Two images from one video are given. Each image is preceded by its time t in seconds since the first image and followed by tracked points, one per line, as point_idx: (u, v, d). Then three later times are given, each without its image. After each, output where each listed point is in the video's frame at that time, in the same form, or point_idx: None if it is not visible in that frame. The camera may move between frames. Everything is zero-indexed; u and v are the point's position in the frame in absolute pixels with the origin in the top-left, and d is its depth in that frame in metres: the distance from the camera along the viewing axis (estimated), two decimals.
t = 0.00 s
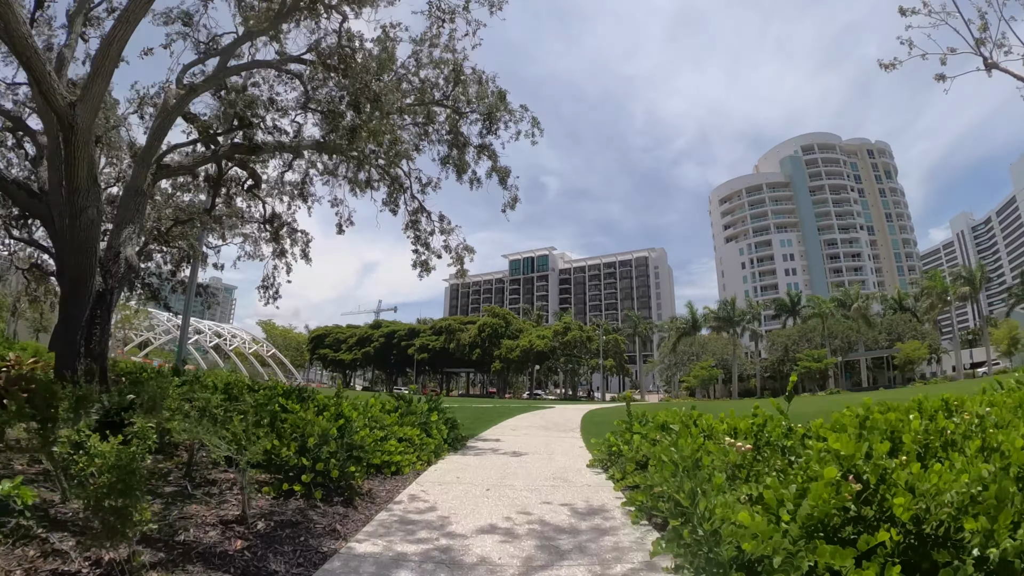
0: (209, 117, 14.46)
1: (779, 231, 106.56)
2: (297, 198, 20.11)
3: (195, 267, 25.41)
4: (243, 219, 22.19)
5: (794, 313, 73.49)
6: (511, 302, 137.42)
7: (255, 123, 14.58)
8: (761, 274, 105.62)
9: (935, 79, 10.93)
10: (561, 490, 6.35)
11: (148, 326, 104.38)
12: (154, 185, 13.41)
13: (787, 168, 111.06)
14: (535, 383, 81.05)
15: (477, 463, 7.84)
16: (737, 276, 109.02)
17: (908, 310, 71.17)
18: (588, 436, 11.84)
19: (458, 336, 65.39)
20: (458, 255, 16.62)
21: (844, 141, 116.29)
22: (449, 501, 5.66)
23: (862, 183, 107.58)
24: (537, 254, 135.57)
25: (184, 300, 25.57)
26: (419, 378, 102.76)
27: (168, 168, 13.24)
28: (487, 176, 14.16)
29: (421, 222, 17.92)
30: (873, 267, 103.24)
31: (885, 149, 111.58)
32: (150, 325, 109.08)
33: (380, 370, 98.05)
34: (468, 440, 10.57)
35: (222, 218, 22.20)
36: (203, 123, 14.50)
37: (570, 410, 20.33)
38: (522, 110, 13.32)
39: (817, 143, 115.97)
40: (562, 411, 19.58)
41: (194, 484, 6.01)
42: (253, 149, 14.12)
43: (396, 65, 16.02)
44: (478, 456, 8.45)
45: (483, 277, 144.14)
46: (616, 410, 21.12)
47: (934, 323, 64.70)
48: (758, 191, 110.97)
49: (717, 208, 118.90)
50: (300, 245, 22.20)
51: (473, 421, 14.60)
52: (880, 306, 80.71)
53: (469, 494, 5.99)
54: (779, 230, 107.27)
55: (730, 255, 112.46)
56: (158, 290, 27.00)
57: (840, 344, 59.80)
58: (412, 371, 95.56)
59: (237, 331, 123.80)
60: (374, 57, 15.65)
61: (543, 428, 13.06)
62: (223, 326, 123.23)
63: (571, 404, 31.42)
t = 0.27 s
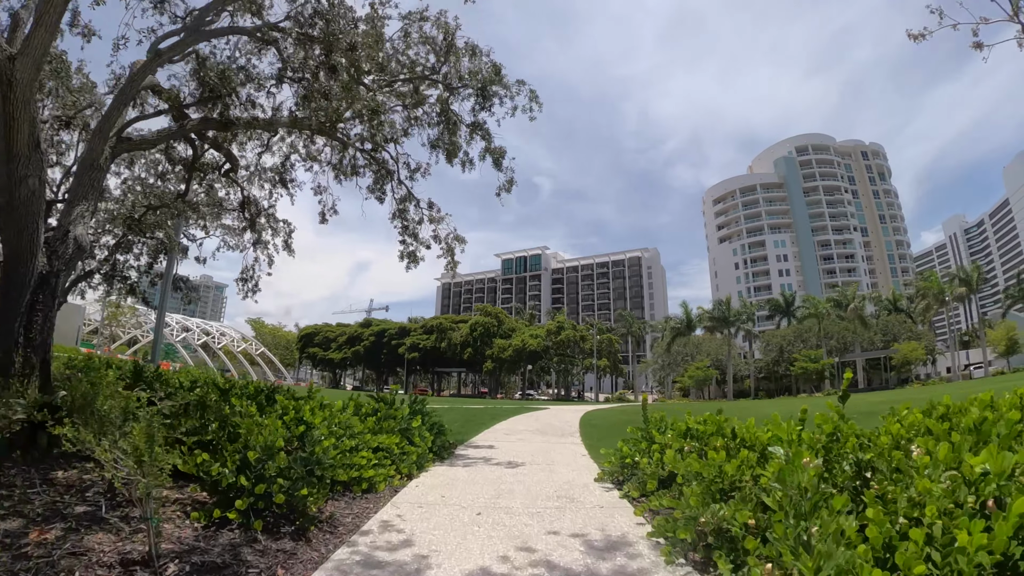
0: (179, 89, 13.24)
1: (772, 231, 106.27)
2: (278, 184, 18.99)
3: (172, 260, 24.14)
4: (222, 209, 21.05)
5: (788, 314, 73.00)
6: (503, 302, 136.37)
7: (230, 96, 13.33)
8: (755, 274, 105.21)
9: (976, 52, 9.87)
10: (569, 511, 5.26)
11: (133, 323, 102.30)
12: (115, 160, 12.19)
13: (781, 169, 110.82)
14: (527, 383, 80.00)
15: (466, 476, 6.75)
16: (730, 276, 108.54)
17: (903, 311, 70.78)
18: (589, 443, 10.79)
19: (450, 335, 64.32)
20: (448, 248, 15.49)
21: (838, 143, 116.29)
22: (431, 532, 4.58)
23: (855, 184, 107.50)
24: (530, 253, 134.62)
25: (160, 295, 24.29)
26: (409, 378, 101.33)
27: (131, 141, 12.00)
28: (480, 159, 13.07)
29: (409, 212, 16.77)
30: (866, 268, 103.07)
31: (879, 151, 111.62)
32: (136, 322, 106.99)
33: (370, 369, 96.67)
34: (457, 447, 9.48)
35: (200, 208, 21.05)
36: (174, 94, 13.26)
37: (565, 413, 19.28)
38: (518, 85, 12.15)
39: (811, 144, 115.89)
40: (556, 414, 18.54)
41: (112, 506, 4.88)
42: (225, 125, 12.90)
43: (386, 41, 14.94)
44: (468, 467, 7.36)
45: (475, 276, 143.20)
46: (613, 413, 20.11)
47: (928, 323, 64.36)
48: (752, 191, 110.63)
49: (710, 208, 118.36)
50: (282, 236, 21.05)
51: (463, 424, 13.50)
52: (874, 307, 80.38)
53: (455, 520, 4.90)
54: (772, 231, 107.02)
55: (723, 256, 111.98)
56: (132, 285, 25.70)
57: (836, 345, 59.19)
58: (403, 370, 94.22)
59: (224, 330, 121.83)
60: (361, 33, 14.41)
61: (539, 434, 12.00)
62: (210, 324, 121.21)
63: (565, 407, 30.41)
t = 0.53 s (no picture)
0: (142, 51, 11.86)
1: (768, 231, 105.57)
2: (256, 166, 17.88)
3: (145, 253, 22.68)
4: (198, 196, 19.73)
5: (786, 314, 72.06)
6: (497, 301, 135.06)
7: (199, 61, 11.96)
8: (751, 274, 104.28)
9: None
10: (584, 556, 4.01)
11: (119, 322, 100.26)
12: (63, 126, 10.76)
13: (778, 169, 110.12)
14: (522, 383, 78.65)
15: (454, 497, 5.51)
16: (726, 276, 107.59)
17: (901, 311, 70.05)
18: (597, 452, 9.48)
19: (443, 334, 62.96)
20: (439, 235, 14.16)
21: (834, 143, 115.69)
22: None
23: (851, 184, 107.01)
24: (525, 252, 133.37)
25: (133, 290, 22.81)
26: (402, 378, 99.73)
27: (80, 105, 10.57)
28: (474, 135, 11.79)
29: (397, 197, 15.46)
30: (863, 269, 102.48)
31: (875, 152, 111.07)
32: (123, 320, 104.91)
33: (362, 369, 94.98)
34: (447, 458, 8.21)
35: (175, 195, 19.75)
36: (135, 56, 11.87)
37: (564, 415, 17.93)
38: (516, 50, 10.89)
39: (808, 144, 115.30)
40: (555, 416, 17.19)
41: None
42: (189, 92, 11.73)
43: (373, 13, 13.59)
44: (456, 485, 6.12)
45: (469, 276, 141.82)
46: (615, 415, 18.77)
47: (926, 323, 63.62)
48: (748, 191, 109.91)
49: (706, 208, 117.42)
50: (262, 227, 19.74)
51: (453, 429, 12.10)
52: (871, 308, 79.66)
53: (434, 570, 3.64)
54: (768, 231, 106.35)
55: (718, 256, 111.04)
56: (104, 279, 24.20)
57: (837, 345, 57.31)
58: (395, 370, 92.63)
59: (215, 328, 119.93)
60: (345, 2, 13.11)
61: (538, 440, 10.65)
62: (200, 323, 119.23)
63: (562, 408, 29.10)
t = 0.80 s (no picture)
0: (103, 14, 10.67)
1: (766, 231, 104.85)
2: (232, 151, 16.80)
3: (118, 246, 21.42)
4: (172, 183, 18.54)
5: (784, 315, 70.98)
6: (492, 301, 133.85)
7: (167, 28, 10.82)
8: (748, 274, 103.44)
9: None
10: None
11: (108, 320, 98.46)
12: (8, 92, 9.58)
13: (775, 169, 109.39)
14: (517, 383, 77.40)
15: (436, 527, 4.42)
16: (722, 276, 106.72)
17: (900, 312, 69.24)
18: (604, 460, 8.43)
19: (437, 333, 61.67)
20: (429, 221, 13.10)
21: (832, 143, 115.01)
22: None
23: (849, 184, 106.42)
24: (521, 252, 132.22)
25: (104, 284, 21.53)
26: (395, 378, 98.29)
27: (27, 69, 9.36)
28: (466, 110, 10.67)
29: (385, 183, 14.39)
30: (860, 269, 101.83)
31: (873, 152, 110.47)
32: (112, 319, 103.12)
33: (355, 369, 93.49)
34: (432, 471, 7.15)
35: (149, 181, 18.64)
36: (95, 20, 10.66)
37: (562, 418, 16.81)
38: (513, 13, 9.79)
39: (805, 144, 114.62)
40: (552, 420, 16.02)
41: None
42: (152, 61, 10.59)
43: None
44: (438, 510, 5.13)
45: (464, 275, 140.53)
46: (616, 417, 17.66)
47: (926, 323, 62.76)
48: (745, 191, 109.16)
49: (703, 207, 116.53)
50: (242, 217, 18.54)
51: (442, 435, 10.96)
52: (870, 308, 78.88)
53: None
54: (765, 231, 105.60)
55: (715, 256, 110.12)
56: (77, 274, 22.95)
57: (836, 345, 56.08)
58: (389, 370, 91.20)
59: (206, 327, 118.03)
60: None
61: (535, 449, 9.52)
62: (191, 321, 117.45)
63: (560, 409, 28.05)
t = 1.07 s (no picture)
0: None
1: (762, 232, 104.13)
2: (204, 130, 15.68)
3: (86, 237, 20.11)
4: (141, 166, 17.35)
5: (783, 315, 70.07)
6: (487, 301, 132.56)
7: None
8: (745, 275, 102.59)
9: None
10: None
11: (95, 319, 96.65)
12: None
13: (772, 169, 108.61)
14: (512, 384, 75.99)
15: None
16: (719, 276, 105.80)
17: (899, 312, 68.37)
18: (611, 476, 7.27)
19: (430, 333, 60.26)
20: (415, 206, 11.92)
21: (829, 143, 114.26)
22: None
23: (846, 185, 105.77)
24: (516, 252, 131.07)
25: (70, 277, 20.21)
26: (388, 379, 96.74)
27: None
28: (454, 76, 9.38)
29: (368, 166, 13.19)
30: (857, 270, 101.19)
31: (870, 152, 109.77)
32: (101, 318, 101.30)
33: (347, 369, 91.89)
34: (405, 494, 6.01)
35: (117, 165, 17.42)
36: None
37: (560, 421, 15.68)
38: None
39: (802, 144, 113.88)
40: (549, 424, 14.86)
41: None
42: (104, 14, 9.31)
43: None
44: (403, 554, 4.05)
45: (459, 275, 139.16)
46: (619, 420, 16.54)
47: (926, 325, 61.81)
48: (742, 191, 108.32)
49: (699, 207, 115.56)
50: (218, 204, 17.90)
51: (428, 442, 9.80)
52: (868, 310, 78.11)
53: None
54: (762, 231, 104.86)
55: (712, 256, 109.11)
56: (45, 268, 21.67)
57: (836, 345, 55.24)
58: (382, 370, 89.81)
59: (197, 327, 116.26)
60: None
61: (530, 461, 8.37)
62: (182, 320, 115.71)
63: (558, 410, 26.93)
